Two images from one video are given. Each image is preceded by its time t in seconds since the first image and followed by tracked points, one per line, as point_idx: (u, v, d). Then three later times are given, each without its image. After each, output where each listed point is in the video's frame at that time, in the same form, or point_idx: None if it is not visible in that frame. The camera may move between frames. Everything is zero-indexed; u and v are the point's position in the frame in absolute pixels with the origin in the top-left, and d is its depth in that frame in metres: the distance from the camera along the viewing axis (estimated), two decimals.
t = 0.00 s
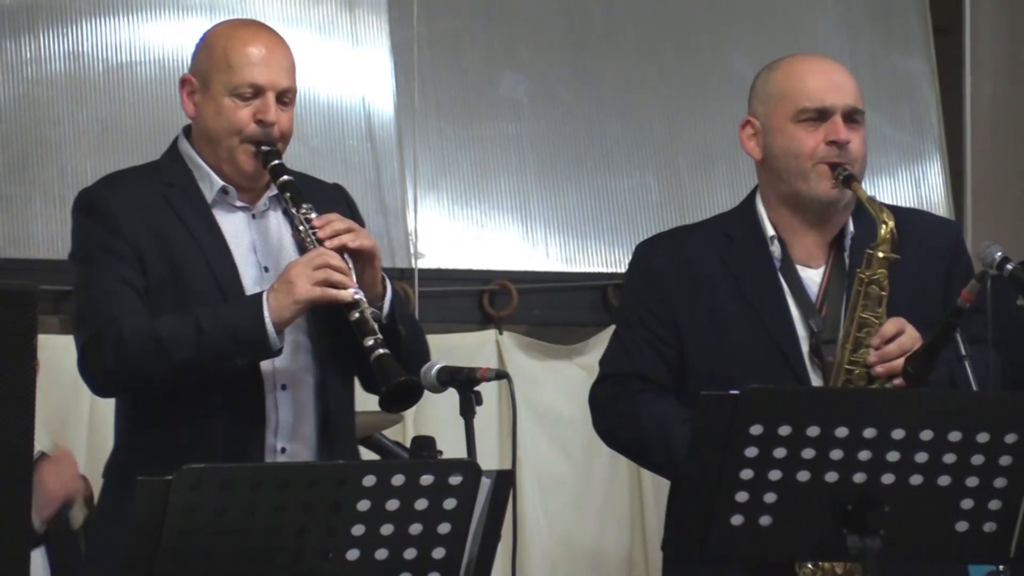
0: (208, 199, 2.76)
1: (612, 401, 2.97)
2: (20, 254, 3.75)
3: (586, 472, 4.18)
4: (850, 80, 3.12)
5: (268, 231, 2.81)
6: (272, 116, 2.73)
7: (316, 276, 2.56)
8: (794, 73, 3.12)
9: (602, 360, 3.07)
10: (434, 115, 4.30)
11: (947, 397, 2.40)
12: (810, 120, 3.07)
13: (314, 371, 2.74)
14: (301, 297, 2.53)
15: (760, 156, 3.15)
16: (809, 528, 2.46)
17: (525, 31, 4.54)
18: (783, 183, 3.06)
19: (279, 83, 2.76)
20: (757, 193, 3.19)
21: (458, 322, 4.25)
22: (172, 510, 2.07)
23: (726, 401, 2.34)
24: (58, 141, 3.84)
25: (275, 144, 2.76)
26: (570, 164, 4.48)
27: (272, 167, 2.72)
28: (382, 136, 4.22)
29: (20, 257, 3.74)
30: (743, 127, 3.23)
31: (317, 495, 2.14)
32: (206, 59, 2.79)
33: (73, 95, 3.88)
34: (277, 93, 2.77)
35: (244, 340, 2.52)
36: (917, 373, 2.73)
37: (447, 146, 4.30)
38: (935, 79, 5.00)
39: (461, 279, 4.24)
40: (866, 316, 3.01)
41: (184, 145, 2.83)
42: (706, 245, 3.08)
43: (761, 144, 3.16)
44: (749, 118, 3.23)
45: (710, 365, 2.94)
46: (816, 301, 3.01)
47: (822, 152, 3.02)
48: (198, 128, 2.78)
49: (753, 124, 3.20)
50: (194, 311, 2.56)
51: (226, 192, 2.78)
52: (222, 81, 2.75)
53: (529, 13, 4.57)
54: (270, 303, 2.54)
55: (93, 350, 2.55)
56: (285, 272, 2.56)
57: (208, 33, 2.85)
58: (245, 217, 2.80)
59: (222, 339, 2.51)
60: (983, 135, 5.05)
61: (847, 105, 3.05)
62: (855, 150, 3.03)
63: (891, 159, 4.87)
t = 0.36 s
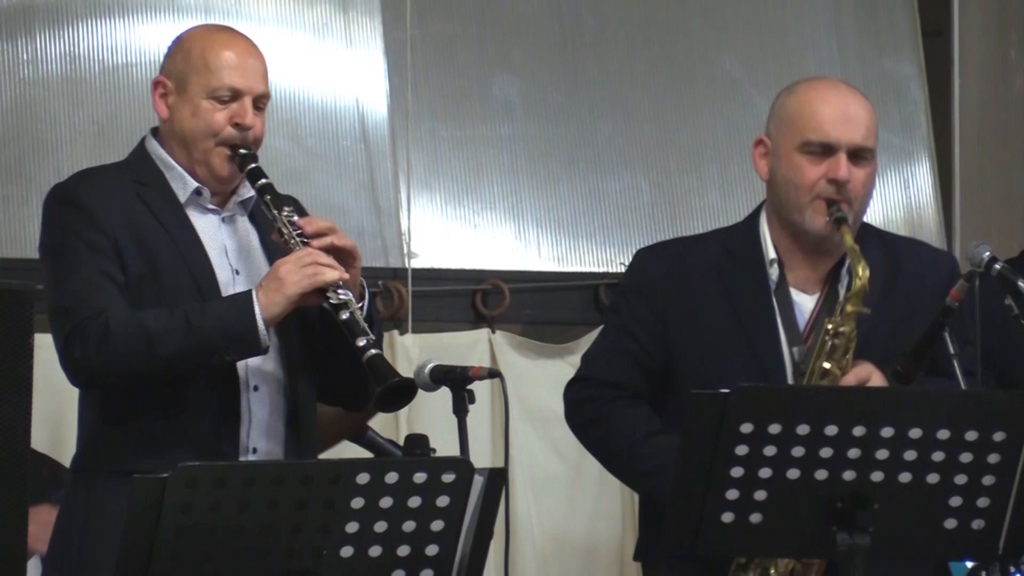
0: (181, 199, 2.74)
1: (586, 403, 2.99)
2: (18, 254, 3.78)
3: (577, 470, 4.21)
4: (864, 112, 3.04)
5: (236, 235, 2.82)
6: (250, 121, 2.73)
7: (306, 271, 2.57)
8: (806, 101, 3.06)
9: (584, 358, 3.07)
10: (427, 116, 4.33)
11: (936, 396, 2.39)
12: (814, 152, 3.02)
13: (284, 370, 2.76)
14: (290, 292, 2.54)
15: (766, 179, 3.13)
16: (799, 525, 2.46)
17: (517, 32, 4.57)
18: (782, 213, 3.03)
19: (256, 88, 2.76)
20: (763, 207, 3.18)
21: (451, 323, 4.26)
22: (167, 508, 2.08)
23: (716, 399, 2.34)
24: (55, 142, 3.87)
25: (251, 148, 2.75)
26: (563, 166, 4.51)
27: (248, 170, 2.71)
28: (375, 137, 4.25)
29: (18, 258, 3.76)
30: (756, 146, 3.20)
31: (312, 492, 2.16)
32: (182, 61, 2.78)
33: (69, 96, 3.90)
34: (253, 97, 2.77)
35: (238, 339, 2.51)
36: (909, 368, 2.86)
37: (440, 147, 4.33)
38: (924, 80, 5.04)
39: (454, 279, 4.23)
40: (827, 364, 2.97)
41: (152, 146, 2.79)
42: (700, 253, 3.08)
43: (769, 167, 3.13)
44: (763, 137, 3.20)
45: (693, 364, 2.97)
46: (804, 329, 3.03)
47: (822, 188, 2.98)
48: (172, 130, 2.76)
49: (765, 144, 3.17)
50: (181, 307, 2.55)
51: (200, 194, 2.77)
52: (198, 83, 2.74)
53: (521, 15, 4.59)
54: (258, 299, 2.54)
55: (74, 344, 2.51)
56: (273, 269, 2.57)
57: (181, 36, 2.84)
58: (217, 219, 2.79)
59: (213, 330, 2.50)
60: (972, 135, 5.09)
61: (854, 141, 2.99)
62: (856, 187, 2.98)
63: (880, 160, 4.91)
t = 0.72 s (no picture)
0: (155, 207, 2.74)
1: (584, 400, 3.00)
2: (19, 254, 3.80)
3: (575, 469, 4.23)
4: (872, 134, 2.97)
5: (207, 237, 2.84)
6: (218, 123, 2.73)
7: (296, 273, 2.60)
8: (815, 120, 2.99)
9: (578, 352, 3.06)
10: (426, 117, 4.35)
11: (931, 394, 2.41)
12: (819, 175, 2.96)
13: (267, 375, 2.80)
14: (284, 296, 2.56)
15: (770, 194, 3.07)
16: (795, 523, 2.47)
17: (515, 33, 4.59)
18: (783, 232, 2.99)
19: (222, 90, 2.77)
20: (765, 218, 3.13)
21: (448, 323, 4.25)
22: (167, 508, 2.10)
23: (714, 398, 2.34)
24: (55, 143, 3.89)
25: (221, 150, 2.75)
26: (560, 166, 4.53)
27: (221, 173, 2.71)
28: (374, 137, 4.27)
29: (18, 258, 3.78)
30: (761, 158, 3.13)
31: (311, 490, 2.17)
32: (145, 66, 2.76)
33: (71, 98, 3.92)
34: (220, 100, 2.77)
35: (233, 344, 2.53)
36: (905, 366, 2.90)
37: (439, 148, 4.35)
38: (920, 80, 5.06)
39: (453, 278, 4.26)
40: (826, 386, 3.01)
41: (119, 155, 2.77)
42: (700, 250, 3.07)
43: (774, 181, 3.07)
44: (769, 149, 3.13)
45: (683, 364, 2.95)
46: (795, 344, 3.01)
47: (824, 211, 2.93)
48: (139, 137, 2.74)
49: (770, 158, 3.10)
50: (171, 314, 2.55)
51: (172, 200, 2.77)
52: (163, 89, 2.72)
53: (520, 16, 4.61)
54: (252, 303, 2.56)
55: (70, 346, 2.51)
56: (262, 271, 2.59)
57: (140, 41, 2.82)
58: (189, 223, 2.80)
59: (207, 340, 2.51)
60: (967, 135, 5.11)
61: (861, 166, 2.93)
62: (858, 211, 2.93)
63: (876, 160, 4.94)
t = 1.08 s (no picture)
0: (146, 215, 2.72)
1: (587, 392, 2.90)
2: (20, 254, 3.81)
3: (576, 469, 4.23)
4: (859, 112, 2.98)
5: (200, 246, 2.82)
6: (211, 132, 2.72)
7: (291, 281, 2.58)
8: (806, 99, 2.98)
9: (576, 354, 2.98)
10: (427, 117, 4.35)
11: (934, 395, 2.41)
12: (816, 150, 2.93)
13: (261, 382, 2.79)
14: (280, 305, 2.56)
15: (760, 178, 3.02)
16: (796, 523, 2.47)
17: (516, 33, 4.59)
18: (780, 210, 2.93)
19: (214, 100, 2.75)
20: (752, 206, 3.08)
21: (449, 324, 4.24)
22: (168, 507, 2.10)
23: (714, 399, 2.34)
24: (57, 142, 3.89)
25: (214, 159, 2.73)
26: (561, 166, 4.53)
27: (213, 182, 2.70)
28: (375, 137, 4.27)
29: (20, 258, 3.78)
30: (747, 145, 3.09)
31: (312, 490, 2.17)
32: (138, 76, 2.75)
33: (72, 98, 3.93)
34: (212, 109, 2.76)
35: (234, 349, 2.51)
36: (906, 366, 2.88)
37: (440, 148, 4.35)
38: (920, 81, 5.07)
39: (452, 280, 4.24)
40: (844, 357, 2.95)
41: (111, 164, 2.75)
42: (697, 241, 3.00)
43: (763, 166, 3.02)
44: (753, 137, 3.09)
45: (682, 359, 2.88)
46: (795, 325, 2.94)
47: (824, 184, 2.90)
48: (131, 146, 2.73)
49: (758, 143, 3.06)
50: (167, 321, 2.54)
51: (164, 209, 2.75)
52: (157, 98, 2.72)
53: (521, 16, 4.62)
54: (247, 311, 2.55)
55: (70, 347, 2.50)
56: (257, 280, 2.58)
57: (133, 52, 2.82)
58: (181, 232, 2.78)
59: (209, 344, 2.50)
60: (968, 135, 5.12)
61: (857, 139, 2.92)
62: (856, 185, 2.91)
63: (877, 161, 4.94)
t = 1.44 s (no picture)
0: (149, 229, 2.69)
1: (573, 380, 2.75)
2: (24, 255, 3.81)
3: (579, 469, 4.23)
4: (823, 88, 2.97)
5: (206, 253, 2.78)
6: (207, 141, 2.68)
7: (292, 294, 2.51)
8: (772, 76, 2.95)
9: (551, 343, 2.86)
10: (429, 117, 4.36)
11: (936, 395, 2.41)
12: (788, 123, 2.89)
13: (274, 386, 2.73)
14: (281, 319, 2.49)
15: (730, 158, 2.96)
16: (799, 523, 2.47)
17: (519, 33, 4.60)
18: (756, 184, 2.87)
19: (209, 108, 2.70)
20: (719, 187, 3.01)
21: (452, 323, 4.24)
22: (172, 508, 2.10)
23: (717, 400, 2.34)
24: (59, 142, 3.90)
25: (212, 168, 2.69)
26: (564, 166, 4.53)
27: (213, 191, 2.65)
28: (378, 138, 4.27)
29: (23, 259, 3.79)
30: (714, 126, 3.03)
31: (314, 491, 2.17)
32: (132, 88, 2.71)
33: (75, 98, 3.94)
34: (207, 117, 2.70)
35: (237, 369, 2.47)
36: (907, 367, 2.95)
37: (442, 147, 4.35)
38: (922, 82, 5.08)
39: (455, 279, 4.23)
40: (843, 316, 2.89)
41: (113, 179, 2.72)
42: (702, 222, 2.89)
43: (733, 145, 2.96)
44: (719, 118, 3.03)
45: (670, 349, 2.76)
46: (778, 300, 2.87)
47: (800, 156, 2.86)
48: (129, 159, 2.69)
49: (725, 123, 3.00)
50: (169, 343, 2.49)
51: (166, 220, 2.71)
52: (152, 110, 2.67)
53: (523, 16, 4.62)
54: (248, 326, 2.49)
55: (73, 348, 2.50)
56: (258, 292, 2.51)
57: (124, 62, 2.77)
58: (185, 242, 2.74)
59: (218, 352, 2.46)
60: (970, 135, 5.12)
61: (826, 111, 2.91)
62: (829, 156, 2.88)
63: (879, 161, 4.94)
